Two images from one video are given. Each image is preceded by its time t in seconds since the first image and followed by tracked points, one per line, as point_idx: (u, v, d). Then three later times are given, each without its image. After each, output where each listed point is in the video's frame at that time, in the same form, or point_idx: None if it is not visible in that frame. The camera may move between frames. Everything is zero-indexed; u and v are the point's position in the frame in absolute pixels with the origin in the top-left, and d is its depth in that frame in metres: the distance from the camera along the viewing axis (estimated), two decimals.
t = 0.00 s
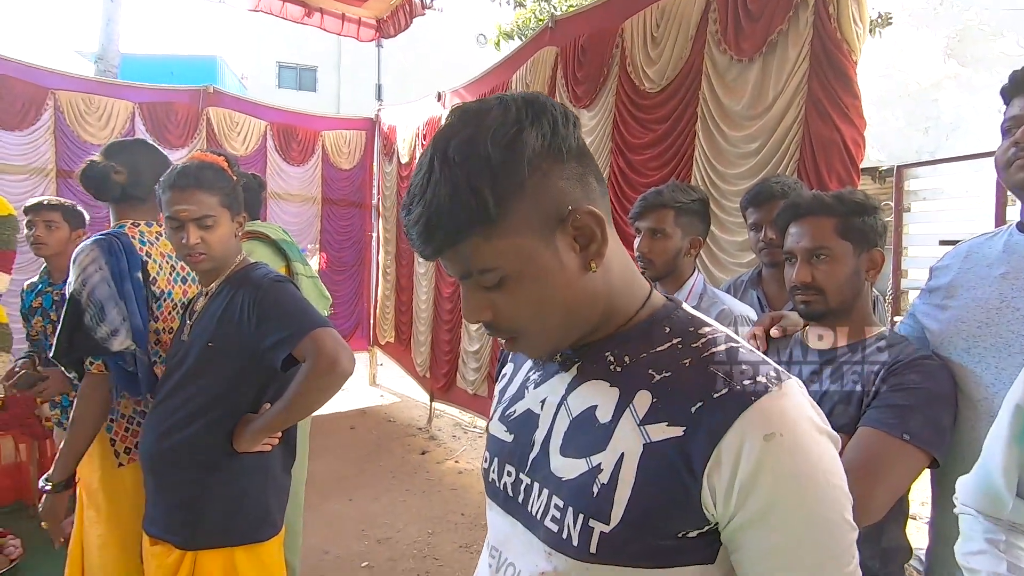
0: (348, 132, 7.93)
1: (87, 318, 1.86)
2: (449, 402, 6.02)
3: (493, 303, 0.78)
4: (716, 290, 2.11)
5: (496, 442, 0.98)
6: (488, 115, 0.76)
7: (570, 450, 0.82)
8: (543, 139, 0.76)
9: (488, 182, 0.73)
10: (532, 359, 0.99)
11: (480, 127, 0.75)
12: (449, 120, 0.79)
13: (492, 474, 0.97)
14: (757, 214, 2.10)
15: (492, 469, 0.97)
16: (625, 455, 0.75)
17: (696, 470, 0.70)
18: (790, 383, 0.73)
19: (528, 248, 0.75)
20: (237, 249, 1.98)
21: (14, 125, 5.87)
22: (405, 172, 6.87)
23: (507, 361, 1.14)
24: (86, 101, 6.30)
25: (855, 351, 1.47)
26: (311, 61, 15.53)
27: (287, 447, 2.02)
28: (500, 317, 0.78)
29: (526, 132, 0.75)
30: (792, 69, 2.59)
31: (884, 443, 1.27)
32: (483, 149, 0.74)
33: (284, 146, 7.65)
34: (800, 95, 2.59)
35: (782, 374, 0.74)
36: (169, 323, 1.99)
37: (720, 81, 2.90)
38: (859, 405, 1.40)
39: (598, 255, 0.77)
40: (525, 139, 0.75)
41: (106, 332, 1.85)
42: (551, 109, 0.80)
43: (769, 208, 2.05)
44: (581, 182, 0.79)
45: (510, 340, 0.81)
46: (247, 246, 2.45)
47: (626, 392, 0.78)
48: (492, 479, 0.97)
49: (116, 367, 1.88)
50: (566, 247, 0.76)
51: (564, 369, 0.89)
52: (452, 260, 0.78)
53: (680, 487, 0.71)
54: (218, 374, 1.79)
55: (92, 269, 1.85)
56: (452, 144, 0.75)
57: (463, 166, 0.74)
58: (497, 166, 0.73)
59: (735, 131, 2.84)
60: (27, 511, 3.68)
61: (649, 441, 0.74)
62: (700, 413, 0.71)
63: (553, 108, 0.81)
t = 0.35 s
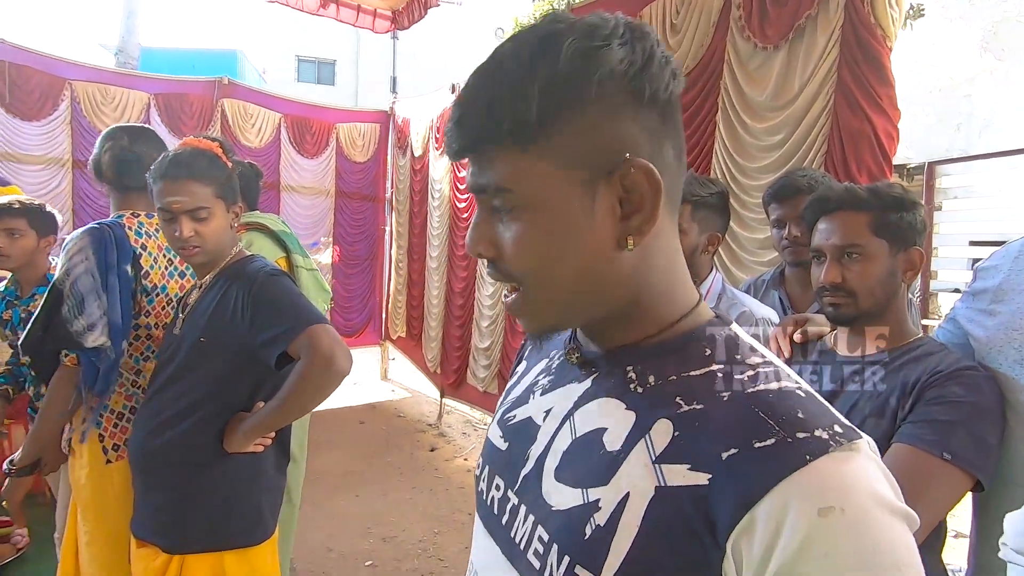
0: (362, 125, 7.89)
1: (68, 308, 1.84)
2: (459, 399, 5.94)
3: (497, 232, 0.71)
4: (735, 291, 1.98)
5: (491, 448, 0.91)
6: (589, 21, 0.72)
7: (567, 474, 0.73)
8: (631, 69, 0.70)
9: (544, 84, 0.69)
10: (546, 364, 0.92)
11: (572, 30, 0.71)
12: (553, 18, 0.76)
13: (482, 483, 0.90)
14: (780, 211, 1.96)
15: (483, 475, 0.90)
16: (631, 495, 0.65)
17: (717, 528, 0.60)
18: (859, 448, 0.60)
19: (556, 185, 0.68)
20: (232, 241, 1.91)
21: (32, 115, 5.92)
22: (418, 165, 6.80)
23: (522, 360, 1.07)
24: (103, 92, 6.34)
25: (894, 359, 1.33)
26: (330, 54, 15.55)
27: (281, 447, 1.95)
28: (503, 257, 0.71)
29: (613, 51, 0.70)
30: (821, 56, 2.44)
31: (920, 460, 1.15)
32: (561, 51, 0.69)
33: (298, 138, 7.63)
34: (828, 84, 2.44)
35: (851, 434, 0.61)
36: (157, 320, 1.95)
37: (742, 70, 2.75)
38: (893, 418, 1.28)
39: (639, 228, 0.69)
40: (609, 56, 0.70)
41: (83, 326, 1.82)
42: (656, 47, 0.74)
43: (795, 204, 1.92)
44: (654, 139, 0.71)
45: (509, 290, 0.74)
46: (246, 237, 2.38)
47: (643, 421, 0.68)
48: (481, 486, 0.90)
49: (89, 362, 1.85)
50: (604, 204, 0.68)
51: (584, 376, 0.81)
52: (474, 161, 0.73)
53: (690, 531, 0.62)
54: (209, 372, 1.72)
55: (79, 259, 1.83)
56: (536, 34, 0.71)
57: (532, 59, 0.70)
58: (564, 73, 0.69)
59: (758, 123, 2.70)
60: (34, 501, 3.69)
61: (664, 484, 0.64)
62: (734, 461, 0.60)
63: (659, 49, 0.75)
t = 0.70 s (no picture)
0: (373, 132, 7.92)
1: (125, 322, 1.86)
2: (469, 407, 5.91)
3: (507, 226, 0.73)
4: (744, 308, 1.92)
5: (505, 499, 0.88)
6: (657, 38, 0.70)
7: (565, 541, 0.70)
8: (679, 95, 0.67)
9: (582, 89, 0.68)
10: (563, 414, 0.88)
11: (636, 43, 0.69)
12: (630, 30, 0.74)
13: (496, 536, 0.88)
14: (792, 226, 1.91)
15: (499, 529, 0.88)
16: (623, 570, 0.63)
17: None
18: (883, 542, 0.55)
19: (567, 197, 0.68)
20: (237, 259, 1.90)
21: (49, 126, 6.02)
22: (428, 172, 6.81)
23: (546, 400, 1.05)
24: (119, 102, 6.43)
25: (914, 388, 1.30)
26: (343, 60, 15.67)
27: (286, 466, 1.94)
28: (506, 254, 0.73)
29: (665, 72, 0.67)
30: (835, 66, 2.38)
31: (938, 496, 1.12)
32: (612, 62, 0.68)
33: (310, 146, 7.67)
34: (843, 94, 2.38)
35: (875, 526, 0.55)
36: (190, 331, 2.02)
37: (754, 79, 2.69)
38: (912, 450, 1.24)
39: (643, 262, 0.66)
40: (659, 76, 0.67)
41: (145, 338, 1.86)
42: (722, 80, 0.70)
43: (809, 220, 1.87)
44: (685, 176, 0.67)
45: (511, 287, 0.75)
46: (252, 254, 2.39)
47: (643, 488, 0.65)
48: (498, 541, 0.87)
49: (146, 375, 1.89)
50: (610, 229, 0.67)
51: (591, 431, 0.77)
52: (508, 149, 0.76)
53: None
54: (210, 393, 1.71)
55: (137, 274, 1.87)
56: (601, 40, 0.70)
57: (584, 62, 0.69)
58: (605, 85, 0.67)
59: (771, 133, 2.63)
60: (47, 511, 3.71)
61: (659, 563, 0.61)
62: (734, 544, 0.57)
63: (724, 83, 0.70)
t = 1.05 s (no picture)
0: (380, 147, 7.98)
1: (176, 339, 2.01)
2: (477, 421, 5.87)
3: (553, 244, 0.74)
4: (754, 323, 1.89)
5: (536, 534, 0.90)
6: (722, 56, 0.70)
7: None
8: (744, 118, 0.67)
9: (639, 108, 0.68)
10: (595, 447, 0.89)
11: (700, 60, 0.69)
12: (693, 44, 0.74)
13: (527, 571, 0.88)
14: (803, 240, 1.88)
15: (529, 560, 0.89)
16: None
17: None
18: None
19: (619, 221, 0.69)
20: (242, 276, 1.89)
21: (62, 144, 6.10)
22: (435, 186, 6.83)
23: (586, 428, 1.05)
24: (131, 120, 6.52)
25: (936, 408, 1.27)
26: (351, 76, 15.85)
27: (293, 486, 1.92)
28: (551, 273, 0.73)
29: (731, 93, 0.67)
30: (844, 78, 2.35)
31: (960, 522, 1.09)
32: (672, 81, 0.68)
33: (319, 161, 7.73)
34: (852, 106, 2.35)
35: None
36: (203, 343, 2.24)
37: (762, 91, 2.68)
38: (932, 475, 1.21)
39: (697, 291, 0.67)
40: (724, 97, 0.66)
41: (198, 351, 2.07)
42: (789, 103, 0.70)
43: (820, 234, 1.84)
44: (747, 202, 0.68)
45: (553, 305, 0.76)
46: (269, 271, 2.39)
47: (678, 535, 0.65)
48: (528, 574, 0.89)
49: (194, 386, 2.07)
50: (662, 257, 0.67)
51: (620, 472, 0.78)
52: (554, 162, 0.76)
53: None
54: (215, 412, 1.70)
55: (182, 293, 2.04)
56: (662, 57, 0.70)
57: (644, 79, 0.69)
58: (664, 106, 0.67)
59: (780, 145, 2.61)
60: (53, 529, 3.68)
61: None
62: None
63: (793, 106, 0.70)
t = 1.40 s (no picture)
0: (381, 155, 8.01)
1: (174, 347, 1.98)
2: (478, 430, 5.83)
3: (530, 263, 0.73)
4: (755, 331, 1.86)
5: None
6: (705, 59, 0.68)
7: None
8: (726, 127, 0.65)
9: (613, 119, 0.67)
10: (602, 485, 0.89)
11: (681, 64, 0.67)
12: (678, 45, 0.72)
13: None
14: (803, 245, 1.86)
15: None
16: None
17: None
18: None
19: (594, 241, 0.68)
20: (238, 284, 1.89)
21: (63, 154, 6.12)
22: (435, 194, 6.84)
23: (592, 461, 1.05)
24: (132, 130, 6.55)
25: (938, 415, 1.24)
26: (354, 85, 15.94)
27: (287, 496, 1.89)
28: (528, 292, 0.73)
29: (711, 100, 0.65)
30: (842, 82, 2.34)
31: (963, 534, 1.06)
32: (650, 88, 0.66)
33: (319, 169, 7.74)
34: (851, 111, 2.34)
35: None
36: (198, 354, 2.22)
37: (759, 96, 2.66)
38: (936, 485, 1.18)
39: (675, 321, 0.65)
40: (703, 105, 0.65)
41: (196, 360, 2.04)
42: (779, 109, 0.67)
43: (820, 238, 1.81)
44: (734, 218, 0.66)
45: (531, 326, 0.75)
46: (266, 270, 2.36)
47: None
48: None
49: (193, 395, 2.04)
50: (640, 282, 0.66)
51: (625, 514, 0.78)
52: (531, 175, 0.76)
53: None
54: (202, 424, 1.68)
55: (179, 300, 2.02)
56: (642, 60, 0.69)
57: (621, 86, 0.67)
58: (640, 117, 0.66)
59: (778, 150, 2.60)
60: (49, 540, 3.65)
61: None
62: None
63: (784, 112, 0.68)
